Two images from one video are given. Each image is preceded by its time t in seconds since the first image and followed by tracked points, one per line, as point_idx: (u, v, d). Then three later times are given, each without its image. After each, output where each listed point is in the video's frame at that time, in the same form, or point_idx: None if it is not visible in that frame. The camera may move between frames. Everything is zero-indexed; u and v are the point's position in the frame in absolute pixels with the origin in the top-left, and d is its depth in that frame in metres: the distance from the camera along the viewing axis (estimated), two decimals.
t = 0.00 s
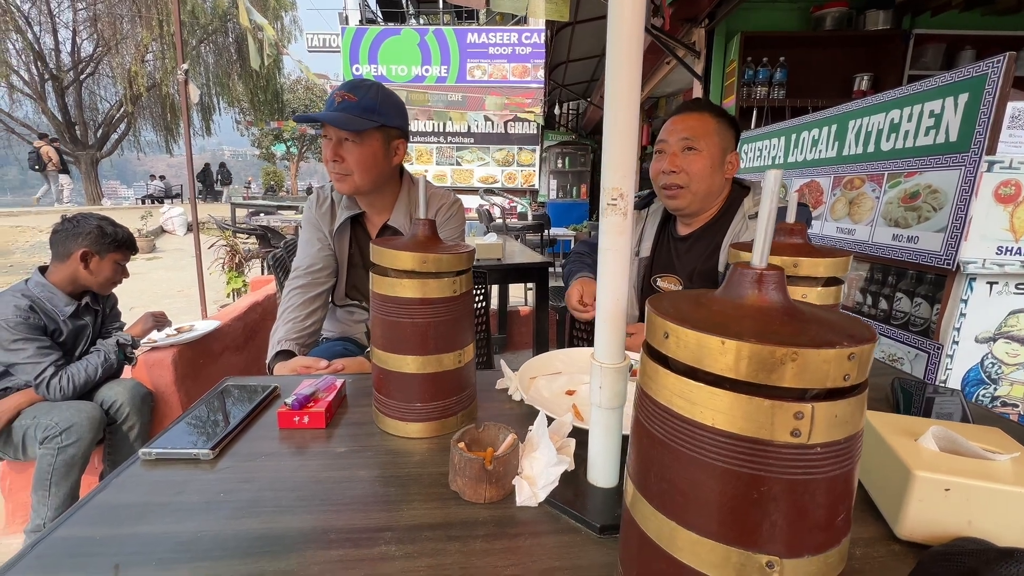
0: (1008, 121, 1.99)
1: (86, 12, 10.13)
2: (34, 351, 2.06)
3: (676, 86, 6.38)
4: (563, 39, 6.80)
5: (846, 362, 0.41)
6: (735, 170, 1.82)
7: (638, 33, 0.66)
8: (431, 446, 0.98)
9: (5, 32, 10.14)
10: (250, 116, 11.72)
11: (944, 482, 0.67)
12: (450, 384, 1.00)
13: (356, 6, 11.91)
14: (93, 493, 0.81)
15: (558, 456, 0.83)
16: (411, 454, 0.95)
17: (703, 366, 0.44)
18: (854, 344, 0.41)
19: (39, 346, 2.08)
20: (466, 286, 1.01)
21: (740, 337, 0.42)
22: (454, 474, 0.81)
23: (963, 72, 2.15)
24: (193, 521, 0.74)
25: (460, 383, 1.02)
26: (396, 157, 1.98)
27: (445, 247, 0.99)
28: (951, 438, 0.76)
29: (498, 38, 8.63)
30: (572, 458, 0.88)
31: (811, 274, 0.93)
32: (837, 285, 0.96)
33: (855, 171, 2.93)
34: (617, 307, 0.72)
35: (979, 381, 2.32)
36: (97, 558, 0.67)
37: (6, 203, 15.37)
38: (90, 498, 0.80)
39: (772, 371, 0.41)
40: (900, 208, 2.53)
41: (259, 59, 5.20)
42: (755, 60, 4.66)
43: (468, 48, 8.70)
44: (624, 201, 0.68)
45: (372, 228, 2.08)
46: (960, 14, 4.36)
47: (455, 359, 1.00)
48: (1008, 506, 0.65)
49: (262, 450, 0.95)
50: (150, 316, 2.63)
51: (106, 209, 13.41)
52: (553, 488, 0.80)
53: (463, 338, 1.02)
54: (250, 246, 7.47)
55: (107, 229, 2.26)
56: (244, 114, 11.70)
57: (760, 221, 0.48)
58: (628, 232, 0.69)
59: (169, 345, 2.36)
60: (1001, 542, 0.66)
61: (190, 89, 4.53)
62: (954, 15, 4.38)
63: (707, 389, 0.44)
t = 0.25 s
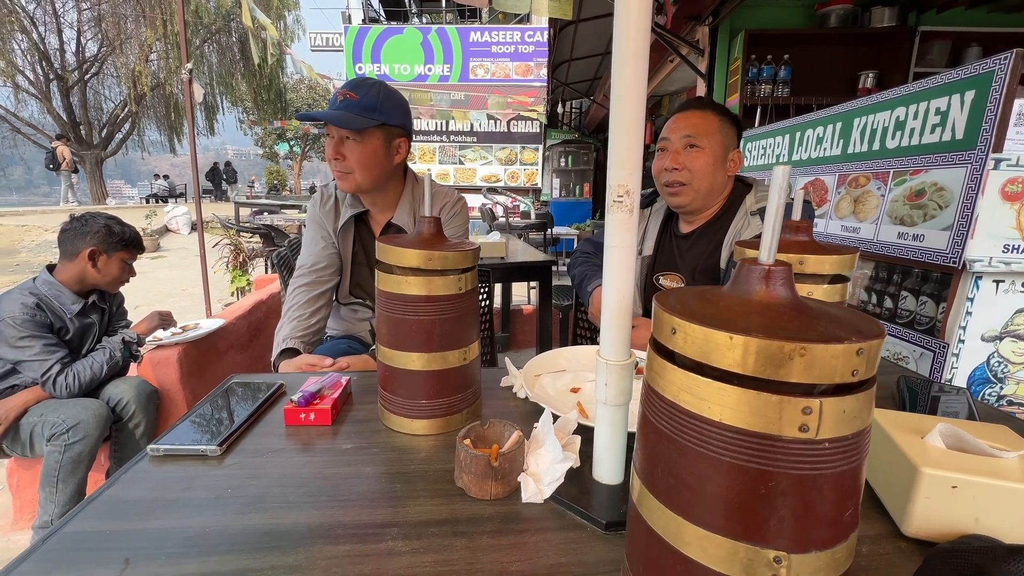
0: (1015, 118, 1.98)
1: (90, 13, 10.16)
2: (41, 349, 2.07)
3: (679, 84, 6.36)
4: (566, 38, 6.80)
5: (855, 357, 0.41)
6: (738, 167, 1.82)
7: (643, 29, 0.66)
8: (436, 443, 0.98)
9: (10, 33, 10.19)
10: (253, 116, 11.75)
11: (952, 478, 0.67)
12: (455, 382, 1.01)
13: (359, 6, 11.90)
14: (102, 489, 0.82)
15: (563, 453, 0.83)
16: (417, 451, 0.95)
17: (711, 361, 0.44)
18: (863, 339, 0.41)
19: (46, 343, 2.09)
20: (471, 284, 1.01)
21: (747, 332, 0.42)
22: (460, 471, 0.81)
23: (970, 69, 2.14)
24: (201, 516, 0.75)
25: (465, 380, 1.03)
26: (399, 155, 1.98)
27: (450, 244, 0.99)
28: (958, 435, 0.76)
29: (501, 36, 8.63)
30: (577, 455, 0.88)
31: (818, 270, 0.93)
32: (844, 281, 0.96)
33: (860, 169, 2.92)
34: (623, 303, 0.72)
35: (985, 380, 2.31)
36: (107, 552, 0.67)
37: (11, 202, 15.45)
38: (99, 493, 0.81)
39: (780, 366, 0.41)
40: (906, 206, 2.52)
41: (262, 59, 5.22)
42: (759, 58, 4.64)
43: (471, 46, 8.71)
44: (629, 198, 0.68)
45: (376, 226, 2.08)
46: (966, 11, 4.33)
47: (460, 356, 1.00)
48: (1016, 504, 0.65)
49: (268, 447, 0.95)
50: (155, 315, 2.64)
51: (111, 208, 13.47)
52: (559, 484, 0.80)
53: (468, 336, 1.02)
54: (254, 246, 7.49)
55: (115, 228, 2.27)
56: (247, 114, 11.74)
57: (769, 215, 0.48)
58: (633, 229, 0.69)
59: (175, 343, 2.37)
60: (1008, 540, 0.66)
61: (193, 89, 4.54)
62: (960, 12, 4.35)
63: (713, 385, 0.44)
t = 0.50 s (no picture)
0: (1019, 116, 1.97)
1: (92, 12, 10.18)
2: (42, 347, 2.07)
3: (681, 82, 6.34)
4: (568, 36, 6.79)
5: (857, 349, 0.40)
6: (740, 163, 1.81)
7: (644, 23, 0.65)
8: (437, 439, 0.98)
9: (13, 32, 10.21)
10: (255, 115, 11.76)
11: (955, 474, 0.66)
12: (455, 378, 1.00)
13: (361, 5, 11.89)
14: (103, 484, 0.82)
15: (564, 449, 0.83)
16: (418, 448, 0.95)
17: (712, 354, 0.44)
18: (866, 332, 0.40)
19: (47, 342, 2.09)
20: (471, 280, 1.00)
21: (749, 325, 0.41)
22: (460, 467, 0.81)
23: (974, 66, 2.12)
24: (201, 511, 0.75)
25: (465, 376, 1.02)
26: (400, 152, 1.98)
27: (451, 240, 0.99)
28: (962, 431, 0.75)
29: (502, 35, 8.62)
30: (578, 451, 0.88)
31: (820, 267, 0.93)
32: (847, 277, 0.96)
33: (862, 166, 2.90)
34: (624, 299, 0.71)
35: (988, 378, 2.29)
36: (106, 547, 0.67)
37: (14, 202, 15.51)
38: (99, 488, 0.81)
39: (782, 359, 0.41)
40: (909, 204, 2.51)
41: (264, 58, 5.21)
42: (761, 56, 4.62)
43: (473, 45, 8.71)
44: (630, 193, 0.68)
45: (377, 224, 2.08)
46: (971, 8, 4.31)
47: (460, 353, 1.00)
48: (1021, 500, 0.64)
49: (268, 443, 0.95)
50: (156, 313, 2.64)
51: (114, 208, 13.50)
52: (560, 480, 0.80)
53: (468, 332, 1.02)
54: (256, 245, 7.50)
55: (113, 226, 2.27)
56: (249, 113, 11.75)
57: (771, 208, 0.47)
58: (634, 224, 0.69)
59: (176, 341, 2.37)
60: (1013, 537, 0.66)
61: (195, 88, 4.54)
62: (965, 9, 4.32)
63: (714, 378, 0.44)
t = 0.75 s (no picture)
0: (1013, 115, 1.98)
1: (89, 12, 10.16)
2: (36, 347, 2.07)
3: (678, 82, 6.35)
4: (566, 36, 6.80)
5: (835, 345, 0.41)
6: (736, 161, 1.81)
7: (630, 22, 0.65)
8: (429, 438, 0.98)
9: (10, 32, 10.19)
10: (253, 115, 11.76)
11: (941, 471, 0.67)
12: (447, 377, 1.00)
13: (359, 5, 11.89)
14: (93, 483, 0.82)
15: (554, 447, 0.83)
16: (409, 446, 0.95)
17: (693, 350, 0.44)
18: (844, 328, 0.41)
19: (41, 342, 2.09)
20: (462, 279, 1.01)
21: (729, 321, 0.42)
22: (450, 465, 0.81)
23: (968, 65, 2.12)
24: (190, 510, 0.75)
25: (457, 375, 1.02)
26: (395, 151, 1.97)
27: (442, 239, 0.99)
28: (950, 429, 0.75)
29: (500, 35, 8.63)
30: (568, 449, 0.88)
31: (810, 265, 0.93)
32: (836, 275, 0.96)
33: (858, 166, 2.91)
34: (612, 297, 0.71)
35: (982, 377, 2.30)
36: (95, 545, 0.67)
37: (12, 202, 15.48)
38: (88, 488, 0.81)
39: (760, 355, 0.41)
40: (903, 204, 2.52)
41: (261, 58, 5.21)
42: (758, 55, 4.63)
43: (471, 46, 8.71)
44: (618, 191, 0.68)
45: (373, 223, 2.08)
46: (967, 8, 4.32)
47: (452, 351, 1.00)
48: (1007, 497, 0.65)
49: (260, 442, 0.95)
50: (153, 317, 2.63)
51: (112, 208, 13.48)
52: (549, 478, 0.80)
53: (460, 331, 1.02)
54: (254, 245, 7.50)
55: (82, 215, 2.22)
56: (247, 113, 11.75)
57: (752, 205, 0.47)
58: (622, 222, 0.69)
59: (172, 341, 2.36)
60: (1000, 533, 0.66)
61: (193, 87, 4.53)
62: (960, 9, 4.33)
63: (696, 374, 0.44)
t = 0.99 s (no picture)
0: (1002, 117, 2.02)
1: (83, 12, 10.11)
2: (21, 350, 2.05)
3: (673, 84, 6.36)
4: (561, 38, 6.82)
5: (802, 353, 0.40)
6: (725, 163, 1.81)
7: (606, 25, 0.65)
8: (411, 443, 0.97)
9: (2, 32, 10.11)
10: (248, 116, 11.71)
11: (919, 476, 0.66)
12: (430, 381, 1.00)
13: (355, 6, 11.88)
14: (67, 490, 0.81)
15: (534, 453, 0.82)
16: (391, 452, 0.94)
17: (662, 358, 0.43)
18: (811, 335, 0.40)
19: (26, 344, 2.07)
20: (445, 283, 1.00)
21: (697, 329, 0.41)
22: (430, 471, 0.80)
23: (957, 68, 2.13)
24: (165, 518, 0.74)
25: (440, 379, 1.02)
26: (386, 153, 1.97)
27: (425, 242, 0.98)
28: (930, 433, 0.75)
29: (495, 36, 8.62)
30: (550, 454, 0.87)
31: (793, 268, 0.93)
32: (819, 279, 0.96)
33: (849, 168, 2.92)
34: (591, 301, 0.71)
35: (972, 378, 2.31)
36: (66, 555, 0.66)
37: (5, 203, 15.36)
38: (63, 495, 0.80)
39: (728, 363, 0.41)
40: (894, 206, 2.53)
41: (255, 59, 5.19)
42: (751, 57, 4.64)
43: (466, 47, 8.74)
44: (595, 195, 0.68)
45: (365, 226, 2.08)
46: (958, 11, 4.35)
47: (435, 355, 1.00)
48: (985, 502, 0.64)
49: (240, 447, 0.94)
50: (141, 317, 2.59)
51: (106, 209, 13.40)
52: (529, 484, 0.79)
53: (443, 335, 1.01)
54: (248, 246, 7.46)
55: (48, 211, 2.17)
56: (242, 114, 11.71)
57: (723, 211, 0.47)
58: (600, 227, 0.69)
59: (162, 343, 2.34)
60: (978, 538, 0.66)
61: (186, 88, 4.51)
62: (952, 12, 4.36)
63: (665, 382, 0.43)
